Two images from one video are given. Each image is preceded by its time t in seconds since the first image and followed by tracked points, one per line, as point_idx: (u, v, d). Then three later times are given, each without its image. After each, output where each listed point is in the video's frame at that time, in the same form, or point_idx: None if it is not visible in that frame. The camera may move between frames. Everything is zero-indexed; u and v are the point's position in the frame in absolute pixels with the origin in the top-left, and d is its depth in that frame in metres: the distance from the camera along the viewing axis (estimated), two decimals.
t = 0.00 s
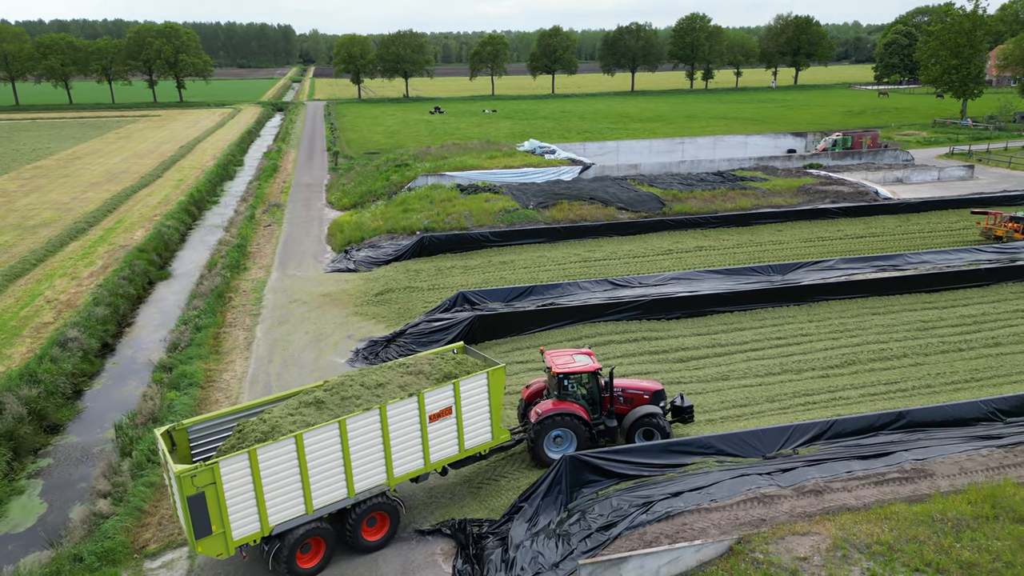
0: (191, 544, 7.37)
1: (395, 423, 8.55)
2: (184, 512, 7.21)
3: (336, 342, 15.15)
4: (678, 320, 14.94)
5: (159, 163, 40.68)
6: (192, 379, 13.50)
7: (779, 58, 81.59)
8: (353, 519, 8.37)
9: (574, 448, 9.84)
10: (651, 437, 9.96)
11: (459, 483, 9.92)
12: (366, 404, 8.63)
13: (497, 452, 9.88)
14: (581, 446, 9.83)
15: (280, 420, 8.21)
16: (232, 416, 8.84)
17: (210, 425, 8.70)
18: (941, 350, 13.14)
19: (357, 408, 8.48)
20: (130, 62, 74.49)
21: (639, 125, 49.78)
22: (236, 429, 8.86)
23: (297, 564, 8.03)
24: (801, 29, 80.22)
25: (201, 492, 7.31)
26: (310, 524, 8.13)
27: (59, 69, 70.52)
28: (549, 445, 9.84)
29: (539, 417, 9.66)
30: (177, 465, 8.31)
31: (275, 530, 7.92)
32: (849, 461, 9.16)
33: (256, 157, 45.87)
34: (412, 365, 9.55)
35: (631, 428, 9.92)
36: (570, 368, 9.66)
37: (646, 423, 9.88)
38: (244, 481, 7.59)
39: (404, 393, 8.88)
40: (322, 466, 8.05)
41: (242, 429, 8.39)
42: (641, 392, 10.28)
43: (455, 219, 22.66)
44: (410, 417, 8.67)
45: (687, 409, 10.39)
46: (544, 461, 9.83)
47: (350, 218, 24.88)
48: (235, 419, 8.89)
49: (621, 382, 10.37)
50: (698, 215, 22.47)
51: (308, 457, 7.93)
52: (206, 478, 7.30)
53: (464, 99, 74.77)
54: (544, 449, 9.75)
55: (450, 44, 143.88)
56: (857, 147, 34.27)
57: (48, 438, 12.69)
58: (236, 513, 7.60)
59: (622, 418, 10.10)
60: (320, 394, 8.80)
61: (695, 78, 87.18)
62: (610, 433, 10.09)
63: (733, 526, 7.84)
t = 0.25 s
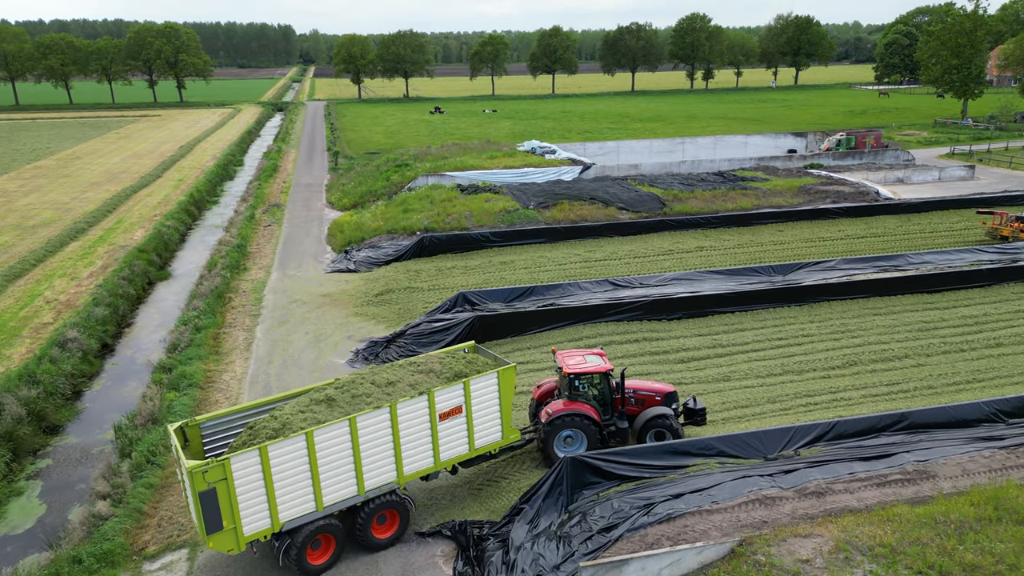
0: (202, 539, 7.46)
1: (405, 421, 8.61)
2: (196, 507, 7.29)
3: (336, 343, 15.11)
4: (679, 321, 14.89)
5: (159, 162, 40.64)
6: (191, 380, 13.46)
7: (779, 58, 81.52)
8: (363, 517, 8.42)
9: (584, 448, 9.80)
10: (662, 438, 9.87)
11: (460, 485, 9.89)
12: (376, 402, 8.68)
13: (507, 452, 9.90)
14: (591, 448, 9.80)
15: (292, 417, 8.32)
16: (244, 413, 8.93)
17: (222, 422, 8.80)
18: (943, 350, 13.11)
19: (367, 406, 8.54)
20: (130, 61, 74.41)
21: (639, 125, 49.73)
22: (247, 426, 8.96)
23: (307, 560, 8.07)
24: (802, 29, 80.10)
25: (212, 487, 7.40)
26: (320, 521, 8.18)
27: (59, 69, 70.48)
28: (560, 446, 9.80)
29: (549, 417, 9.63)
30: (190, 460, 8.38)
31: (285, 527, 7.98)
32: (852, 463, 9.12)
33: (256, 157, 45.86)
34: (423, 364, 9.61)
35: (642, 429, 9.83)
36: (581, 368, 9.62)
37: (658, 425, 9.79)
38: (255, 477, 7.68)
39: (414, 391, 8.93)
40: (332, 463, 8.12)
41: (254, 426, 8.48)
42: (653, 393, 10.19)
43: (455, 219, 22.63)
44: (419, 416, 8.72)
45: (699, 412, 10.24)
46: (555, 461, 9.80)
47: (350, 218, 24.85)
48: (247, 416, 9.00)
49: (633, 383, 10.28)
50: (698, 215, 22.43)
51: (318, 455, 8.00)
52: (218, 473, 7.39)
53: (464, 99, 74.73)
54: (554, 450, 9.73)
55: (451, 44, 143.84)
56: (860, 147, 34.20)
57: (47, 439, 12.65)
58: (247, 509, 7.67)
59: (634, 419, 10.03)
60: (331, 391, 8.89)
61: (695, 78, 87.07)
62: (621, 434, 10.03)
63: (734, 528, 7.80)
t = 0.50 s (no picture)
0: (212, 534, 7.59)
1: (414, 420, 8.64)
2: (206, 502, 7.43)
3: (337, 343, 15.09)
4: (679, 321, 14.89)
5: (158, 162, 40.62)
6: (191, 380, 13.46)
7: (779, 58, 81.49)
8: (372, 514, 8.45)
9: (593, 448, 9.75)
10: (671, 438, 9.85)
11: (460, 485, 9.86)
12: (386, 400, 8.74)
13: (516, 450, 9.91)
14: (600, 447, 9.75)
15: (302, 414, 8.40)
16: (255, 410, 9.11)
17: (233, 418, 8.99)
18: (943, 350, 13.10)
19: (376, 404, 8.59)
20: (130, 61, 74.32)
21: (639, 125, 49.71)
22: (258, 422, 9.14)
23: (315, 556, 8.14)
24: (802, 29, 80.01)
25: (222, 483, 7.53)
26: (328, 517, 8.25)
27: (59, 69, 70.42)
28: (569, 445, 9.77)
29: (558, 417, 9.62)
30: (201, 455, 8.60)
31: (294, 523, 8.08)
32: (852, 463, 9.11)
33: (256, 157, 45.84)
34: (432, 363, 9.66)
35: (651, 430, 9.83)
36: (590, 368, 9.60)
37: (667, 426, 9.76)
38: (265, 473, 7.79)
39: (424, 389, 8.96)
40: (341, 461, 8.19)
41: (264, 424, 8.54)
42: (662, 393, 10.17)
43: (455, 219, 22.62)
44: (428, 414, 8.75)
45: (709, 413, 10.21)
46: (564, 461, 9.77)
47: (350, 218, 24.85)
48: (258, 413, 9.17)
49: (642, 383, 10.25)
50: (699, 215, 22.42)
51: (327, 452, 8.09)
52: (228, 470, 7.52)
53: (464, 99, 74.68)
54: (562, 449, 9.71)
55: (451, 44, 143.83)
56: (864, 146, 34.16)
57: (47, 440, 12.62)
58: (257, 505, 7.80)
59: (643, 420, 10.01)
60: (341, 389, 8.96)
61: (695, 78, 87.02)
62: (629, 435, 10.00)
63: (735, 529, 7.79)
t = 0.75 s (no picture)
0: (225, 518, 7.75)
1: (423, 408, 8.69)
2: (219, 487, 7.58)
3: (337, 333, 15.10)
4: (680, 311, 14.89)
5: (158, 152, 40.51)
6: (192, 370, 13.47)
7: (780, 48, 81.07)
8: (381, 500, 8.54)
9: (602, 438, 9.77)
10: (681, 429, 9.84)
11: (460, 475, 9.88)
12: (396, 387, 8.80)
13: (525, 439, 9.94)
14: (608, 436, 9.77)
15: (313, 401, 8.49)
16: (266, 396, 9.22)
17: (245, 404, 9.10)
18: (943, 340, 13.10)
19: (386, 391, 8.66)
20: (129, 51, 73.94)
21: (640, 115, 49.53)
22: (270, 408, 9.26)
23: (326, 541, 8.25)
24: (803, 18, 79.53)
25: (234, 468, 7.66)
26: (338, 503, 8.35)
27: (58, 59, 70.10)
28: (578, 435, 9.79)
29: (566, 406, 9.64)
30: (213, 441, 8.72)
31: (304, 508, 8.19)
32: (852, 453, 9.13)
33: (255, 147, 45.72)
34: (442, 351, 9.69)
35: (660, 421, 9.84)
36: (598, 358, 9.59)
37: (676, 416, 9.75)
38: (276, 458, 7.90)
39: (433, 377, 9.00)
40: (351, 448, 8.27)
41: (275, 410, 8.63)
42: (672, 384, 10.14)
43: (456, 210, 22.58)
44: (437, 402, 8.79)
45: (719, 405, 10.14)
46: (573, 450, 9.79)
47: (350, 208, 24.81)
48: (270, 399, 9.29)
49: (652, 373, 10.24)
50: (700, 205, 22.37)
51: (338, 438, 8.17)
52: (240, 455, 7.65)
53: (464, 89, 74.39)
54: (571, 439, 9.72)
55: (451, 33, 143.12)
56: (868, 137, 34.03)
57: (48, 429, 12.65)
58: (268, 490, 7.93)
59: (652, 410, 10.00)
60: (351, 376, 9.04)
61: (696, 67, 86.64)
62: (639, 425, 10.01)
63: (735, 519, 7.81)
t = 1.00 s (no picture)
0: (235, 498, 7.88)
1: (432, 392, 8.75)
2: (229, 468, 7.69)
3: (338, 319, 15.11)
4: (680, 298, 14.89)
5: (156, 138, 40.34)
6: (193, 356, 13.50)
7: (782, 33, 80.42)
8: (390, 482, 8.63)
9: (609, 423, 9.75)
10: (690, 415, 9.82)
11: (461, 461, 9.91)
12: (404, 371, 8.87)
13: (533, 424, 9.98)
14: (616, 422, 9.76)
15: (322, 384, 8.57)
16: (276, 379, 9.32)
17: (256, 387, 9.22)
18: (943, 326, 13.12)
19: (395, 375, 8.72)
20: (126, 35, 73.40)
21: (640, 100, 49.24)
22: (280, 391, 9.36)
23: (336, 521, 8.38)
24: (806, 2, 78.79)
25: (245, 450, 7.77)
26: (346, 485, 8.45)
27: (55, 44, 69.62)
28: (585, 420, 9.75)
29: (573, 392, 9.59)
30: (224, 422, 8.86)
31: (314, 490, 8.30)
32: (851, 439, 9.17)
33: (254, 133, 45.52)
34: (450, 336, 9.71)
35: (668, 407, 9.80)
36: (607, 343, 9.62)
37: (684, 402, 9.75)
38: (286, 441, 8.00)
39: (442, 362, 9.05)
40: (359, 431, 8.36)
41: (286, 393, 8.76)
42: (680, 370, 10.13)
43: (456, 196, 22.52)
44: (446, 386, 8.85)
45: (728, 391, 10.08)
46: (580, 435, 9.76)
47: (350, 194, 24.75)
48: (281, 382, 9.39)
49: (659, 360, 10.31)
50: (700, 191, 22.31)
51: (347, 421, 8.26)
52: (251, 437, 7.76)
53: (463, 74, 73.87)
54: (578, 424, 9.69)
55: (450, 18, 141.95)
56: (871, 122, 33.86)
57: (50, 415, 12.69)
58: (279, 471, 8.04)
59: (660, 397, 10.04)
60: (360, 360, 9.11)
61: (697, 52, 86.00)
62: (646, 410, 10.05)
63: (734, 504, 7.85)
